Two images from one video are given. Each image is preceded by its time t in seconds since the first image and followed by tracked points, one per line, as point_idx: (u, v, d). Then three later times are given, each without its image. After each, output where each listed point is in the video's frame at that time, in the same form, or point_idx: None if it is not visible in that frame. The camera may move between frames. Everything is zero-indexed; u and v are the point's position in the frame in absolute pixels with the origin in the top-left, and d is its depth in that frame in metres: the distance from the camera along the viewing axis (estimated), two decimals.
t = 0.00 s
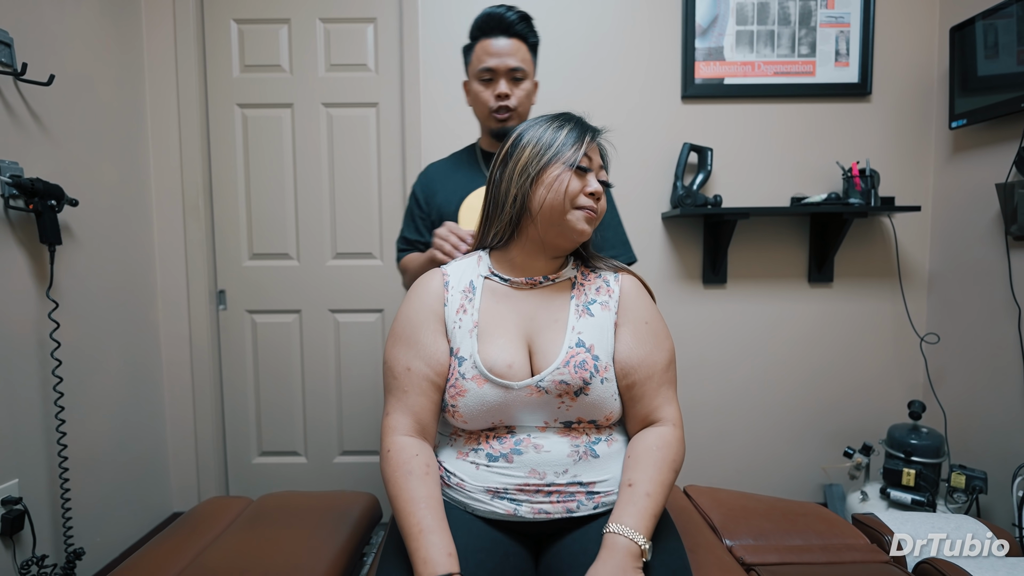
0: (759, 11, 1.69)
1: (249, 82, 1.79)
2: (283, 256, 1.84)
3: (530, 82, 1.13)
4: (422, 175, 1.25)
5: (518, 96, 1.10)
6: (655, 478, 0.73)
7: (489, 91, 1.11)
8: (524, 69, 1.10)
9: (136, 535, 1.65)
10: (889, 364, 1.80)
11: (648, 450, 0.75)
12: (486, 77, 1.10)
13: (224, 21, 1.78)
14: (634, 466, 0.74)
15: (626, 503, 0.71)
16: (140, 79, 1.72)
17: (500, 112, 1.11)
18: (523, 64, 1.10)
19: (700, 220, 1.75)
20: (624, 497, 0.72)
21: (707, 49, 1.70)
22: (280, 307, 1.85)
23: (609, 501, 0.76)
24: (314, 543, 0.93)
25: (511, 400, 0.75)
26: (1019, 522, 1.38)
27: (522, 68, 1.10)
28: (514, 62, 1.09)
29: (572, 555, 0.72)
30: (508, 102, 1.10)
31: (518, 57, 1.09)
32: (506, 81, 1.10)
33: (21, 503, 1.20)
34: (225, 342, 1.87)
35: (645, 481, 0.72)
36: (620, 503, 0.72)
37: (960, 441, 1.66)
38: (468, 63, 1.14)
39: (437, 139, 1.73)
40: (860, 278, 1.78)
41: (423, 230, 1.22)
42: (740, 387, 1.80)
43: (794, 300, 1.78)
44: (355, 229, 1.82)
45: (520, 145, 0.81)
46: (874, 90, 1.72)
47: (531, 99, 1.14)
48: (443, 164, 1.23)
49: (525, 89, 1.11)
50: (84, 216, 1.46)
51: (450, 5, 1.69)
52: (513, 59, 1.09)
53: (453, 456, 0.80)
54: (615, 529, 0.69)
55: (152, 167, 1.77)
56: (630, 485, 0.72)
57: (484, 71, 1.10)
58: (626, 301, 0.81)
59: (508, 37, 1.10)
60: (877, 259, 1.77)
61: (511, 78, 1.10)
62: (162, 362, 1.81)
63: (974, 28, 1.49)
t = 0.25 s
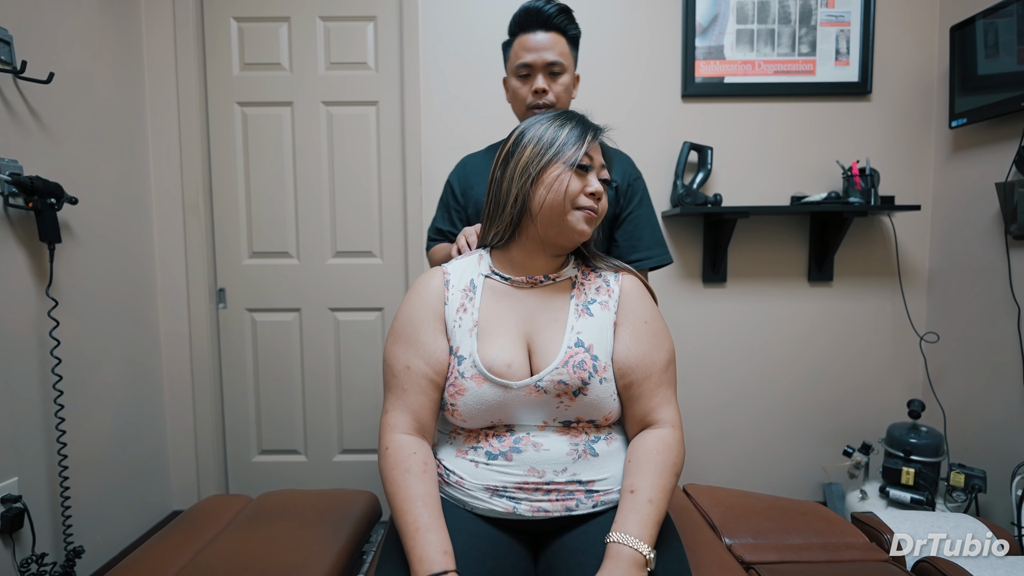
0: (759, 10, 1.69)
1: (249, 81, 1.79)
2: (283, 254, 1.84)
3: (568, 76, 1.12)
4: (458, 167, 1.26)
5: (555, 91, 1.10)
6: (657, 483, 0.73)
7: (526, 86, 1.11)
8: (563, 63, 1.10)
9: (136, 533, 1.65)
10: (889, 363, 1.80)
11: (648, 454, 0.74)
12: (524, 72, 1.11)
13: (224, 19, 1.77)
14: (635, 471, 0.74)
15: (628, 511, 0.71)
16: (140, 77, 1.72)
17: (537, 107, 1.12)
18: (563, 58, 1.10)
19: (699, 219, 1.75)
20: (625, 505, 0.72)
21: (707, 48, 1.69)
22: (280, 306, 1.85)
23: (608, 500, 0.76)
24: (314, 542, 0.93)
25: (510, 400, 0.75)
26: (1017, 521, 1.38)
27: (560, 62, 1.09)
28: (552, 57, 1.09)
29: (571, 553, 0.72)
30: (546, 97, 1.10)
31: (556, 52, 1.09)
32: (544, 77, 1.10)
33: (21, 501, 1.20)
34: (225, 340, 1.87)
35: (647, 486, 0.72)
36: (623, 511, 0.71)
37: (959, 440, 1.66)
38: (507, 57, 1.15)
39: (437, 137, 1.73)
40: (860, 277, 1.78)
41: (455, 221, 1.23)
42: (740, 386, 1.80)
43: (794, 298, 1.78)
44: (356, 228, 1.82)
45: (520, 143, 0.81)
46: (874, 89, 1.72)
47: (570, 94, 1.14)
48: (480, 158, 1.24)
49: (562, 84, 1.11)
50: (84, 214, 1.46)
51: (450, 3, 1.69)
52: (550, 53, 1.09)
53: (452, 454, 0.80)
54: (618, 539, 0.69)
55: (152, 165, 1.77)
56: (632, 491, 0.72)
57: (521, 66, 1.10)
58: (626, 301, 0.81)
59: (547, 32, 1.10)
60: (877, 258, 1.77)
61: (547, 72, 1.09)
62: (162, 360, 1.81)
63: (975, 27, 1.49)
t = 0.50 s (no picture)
0: (751, 9, 1.69)
1: (243, 83, 1.78)
2: (278, 257, 1.84)
3: (517, 79, 1.17)
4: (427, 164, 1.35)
5: (505, 93, 1.15)
6: (651, 484, 0.72)
7: (478, 92, 1.16)
8: (508, 66, 1.14)
9: (131, 540, 1.64)
10: (884, 360, 1.80)
11: (643, 454, 0.74)
12: (475, 79, 1.16)
13: (217, 21, 1.77)
14: (631, 472, 0.74)
15: (624, 514, 0.71)
16: (133, 81, 1.71)
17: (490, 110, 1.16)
18: (506, 62, 1.14)
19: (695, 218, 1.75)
20: (620, 507, 0.72)
21: (700, 47, 1.70)
22: (275, 309, 1.84)
23: (604, 501, 0.76)
24: (310, 546, 0.93)
25: (505, 400, 0.75)
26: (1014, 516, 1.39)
27: (506, 65, 1.14)
28: (496, 62, 1.13)
29: (568, 554, 0.72)
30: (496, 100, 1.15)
31: (500, 57, 1.14)
32: (493, 81, 1.15)
33: (14, 509, 1.19)
34: (220, 344, 1.86)
35: (642, 488, 0.72)
36: (620, 513, 0.71)
37: (955, 436, 1.67)
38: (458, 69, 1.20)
39: (432, 138, 1.73)
40: (854, 274, 1.79)
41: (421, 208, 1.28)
42: (737, 384, 1.80)
43: (790, 296, 1.78)
44: (351, 229, 1.82)
45: (477, 145, 0.81)
46: (866, 88, 1.73)
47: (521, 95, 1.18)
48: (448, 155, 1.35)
49: (512, 86, 1.15)
50: (77, 218, 1.45)
51: (444, 3, 1.69)
52: (497, 59, 1.13)
53: (448, 457, 0.79)
54: (613, 542, 0.68)
55: (145, 169, 1.76)
56: (627, 493, 0.72)
57: (469, 74, 1.16)
58: (619, 301, 0.81)
59: (489, 40, 1.15)
60: (872, 256, 1.78)
61: (496, 76, 1.14)
62: (157, 365, 1.80)
63: (965, 25, 1.50)
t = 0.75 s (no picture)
0: (751, 8, 1.69)
1: (241, 83, 1.78)
2: (278, 256, 1.84)
3: (517, 78, 1.17)
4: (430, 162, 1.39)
5: (505, 92, 1.14)
6: (651, 483, 0.72)
7: (478, 91, 1.16)
8: (508, 65, 1.14)
9: (131, 540, 1.64)
10: (884, 358, 1.81)
11: (643, 452, 0.74)
12: (475, 79, 1.15)
13: (216, 21, 1.77)
14: (631, 470, 0.74)
15: (624, 512, 0.71)
16: (131, 81, 1.71)
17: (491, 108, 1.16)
18: (506, 61, 1.14)
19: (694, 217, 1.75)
20: (620, 506, 0.72)
21: (700, 46, 1.70)
22: (275, 309, 1.84)
23: (604, 500, 0.76)
24: (310, 545, 0.93)
25: (505, 399, 0.75)
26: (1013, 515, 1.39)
27: (506, 64, 1.14)
28: (496, 61, 1.13)
29: (568, 553, 0.72)
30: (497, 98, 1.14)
31: (500, 55, 1.13)
32: (493, 80, 1.14)
33: (13, 510, 1.19)
34: (220, 344, 1.86)
35: (642, 486, 0.72)
36: (620, 511, 0.71)
37: (954, 435, 1.67)
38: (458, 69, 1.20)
39: (431, 138, 1.73)
40: (854, 273, 1.79)
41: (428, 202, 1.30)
42: (736, 383, 1.80)
43: (789, 295, 1.78)
44: (351, 229, 1.81)
45: (476, 144, 0.81)
46: (865, 87, 1.73)
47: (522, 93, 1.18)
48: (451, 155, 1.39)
49: (512, 84, 1.15)
50: (76, 218, 1.44)
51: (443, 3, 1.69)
52: (497, 58, 1.13)
53: (448, 456, 0.79)
54: (613, 541, 0.68)
55: (144, 169, 1.76)
56: (627, 492, 0.72)
57: (469, 73, 1.15)
58: (618, 299, 0.81)
59: (488, 40, 1.15)
60: (871, 254, 1.78)
61: (496, 75, 1.14)
62: (156, 365, 1.80)
63: (964, 24, 1.50)
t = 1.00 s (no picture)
0: (750, 7, 1.69)
1: (240, 82, 1.78)
2: (277, 256, 1.84)
3: (513, 76, 1.16)
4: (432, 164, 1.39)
5: (503, 90, 1.14)
6: (652, 481, 0.73)
7: (476, 91, 1.16)
8: (504, 64, 1.14)
9: (132, 539, 1.64)
10: (883, 357, 1.81)
11: (643, 451, 0.74)
12: (473, 79, 1.15)
13: (215, 20, 1.76)
14: (631, 469, 0.74)
15: (623, 510, 0.71)
16: (130, 80, 1.71)
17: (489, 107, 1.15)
18: (503, 60, 1.14)
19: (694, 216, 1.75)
20: (619, 504, 0.72)
21: (699, 45, 1.70)
22: (275, 309, 1.84)
23: (604, 498, 0.76)
24: (310, 543, 0.93)
25: (505, 398, 0.75)
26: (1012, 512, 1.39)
27: (503, 63, 1.14)
28: (492, 61, 1.13)
29: (568, 551, 0.72)
30: (495, 97, 1.14)
31: (496, 55, 1.13)
32: (490, 80, 1.14)
33: (14, 510, 1.19)
34: (220, 344, 1.86)
35: (642, 485, 0.72)
36: (620, 510, 0.71)
37: (953, 433, 1.67)
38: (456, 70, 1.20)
39: (431, 137, 1.73)
40: (853, 272, 1.79)
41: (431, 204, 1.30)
42: (736, 382, 1.80)
43: (789, 294, 1.78)
44: (350, 228, 1.81)
45: (474, 145, 0.81)
46: (865, 85, 1.73)
47: (519, 92, 1.18)
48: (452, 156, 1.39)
49: (509, 83, 1.15)
50: (75, 218, 1.44)
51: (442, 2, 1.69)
52: (493, 58, 1.13)
53: (448, 454, 0.79)
54: (613, 539, 0.68)
55: (143, 168, 1.76)
56: (627, 490, 0.72)
57: (466, 74, 1.15)
58: (618, 297, 0.81)
59: (484, 40, 1.15)
60: (871, 253, 1.78)
61: (493, 75, 1.14)
62: (156, 365, 1.80)
63: (964, 22, 1.50)
